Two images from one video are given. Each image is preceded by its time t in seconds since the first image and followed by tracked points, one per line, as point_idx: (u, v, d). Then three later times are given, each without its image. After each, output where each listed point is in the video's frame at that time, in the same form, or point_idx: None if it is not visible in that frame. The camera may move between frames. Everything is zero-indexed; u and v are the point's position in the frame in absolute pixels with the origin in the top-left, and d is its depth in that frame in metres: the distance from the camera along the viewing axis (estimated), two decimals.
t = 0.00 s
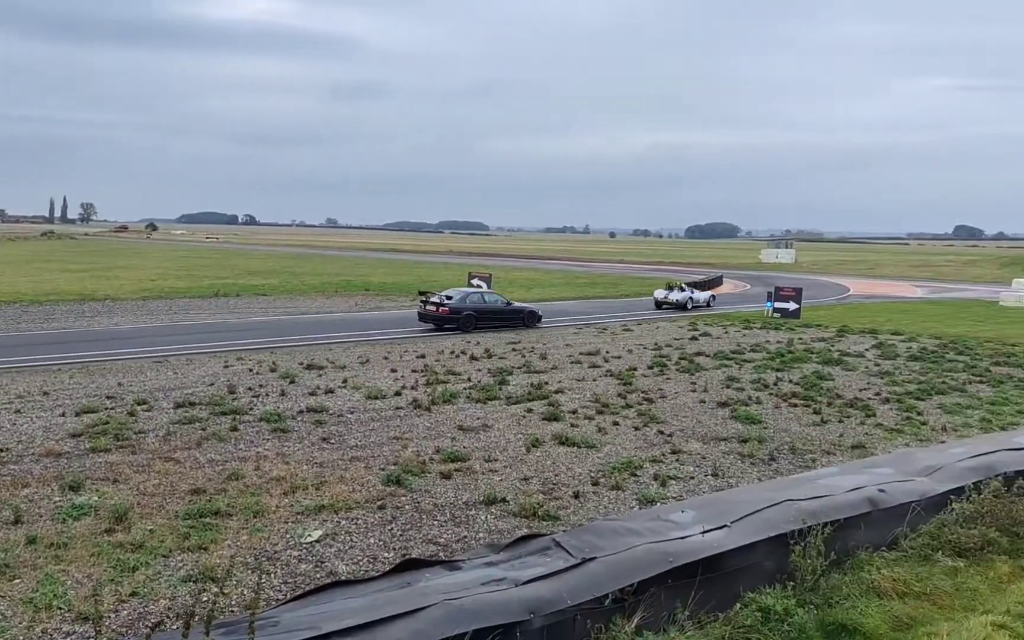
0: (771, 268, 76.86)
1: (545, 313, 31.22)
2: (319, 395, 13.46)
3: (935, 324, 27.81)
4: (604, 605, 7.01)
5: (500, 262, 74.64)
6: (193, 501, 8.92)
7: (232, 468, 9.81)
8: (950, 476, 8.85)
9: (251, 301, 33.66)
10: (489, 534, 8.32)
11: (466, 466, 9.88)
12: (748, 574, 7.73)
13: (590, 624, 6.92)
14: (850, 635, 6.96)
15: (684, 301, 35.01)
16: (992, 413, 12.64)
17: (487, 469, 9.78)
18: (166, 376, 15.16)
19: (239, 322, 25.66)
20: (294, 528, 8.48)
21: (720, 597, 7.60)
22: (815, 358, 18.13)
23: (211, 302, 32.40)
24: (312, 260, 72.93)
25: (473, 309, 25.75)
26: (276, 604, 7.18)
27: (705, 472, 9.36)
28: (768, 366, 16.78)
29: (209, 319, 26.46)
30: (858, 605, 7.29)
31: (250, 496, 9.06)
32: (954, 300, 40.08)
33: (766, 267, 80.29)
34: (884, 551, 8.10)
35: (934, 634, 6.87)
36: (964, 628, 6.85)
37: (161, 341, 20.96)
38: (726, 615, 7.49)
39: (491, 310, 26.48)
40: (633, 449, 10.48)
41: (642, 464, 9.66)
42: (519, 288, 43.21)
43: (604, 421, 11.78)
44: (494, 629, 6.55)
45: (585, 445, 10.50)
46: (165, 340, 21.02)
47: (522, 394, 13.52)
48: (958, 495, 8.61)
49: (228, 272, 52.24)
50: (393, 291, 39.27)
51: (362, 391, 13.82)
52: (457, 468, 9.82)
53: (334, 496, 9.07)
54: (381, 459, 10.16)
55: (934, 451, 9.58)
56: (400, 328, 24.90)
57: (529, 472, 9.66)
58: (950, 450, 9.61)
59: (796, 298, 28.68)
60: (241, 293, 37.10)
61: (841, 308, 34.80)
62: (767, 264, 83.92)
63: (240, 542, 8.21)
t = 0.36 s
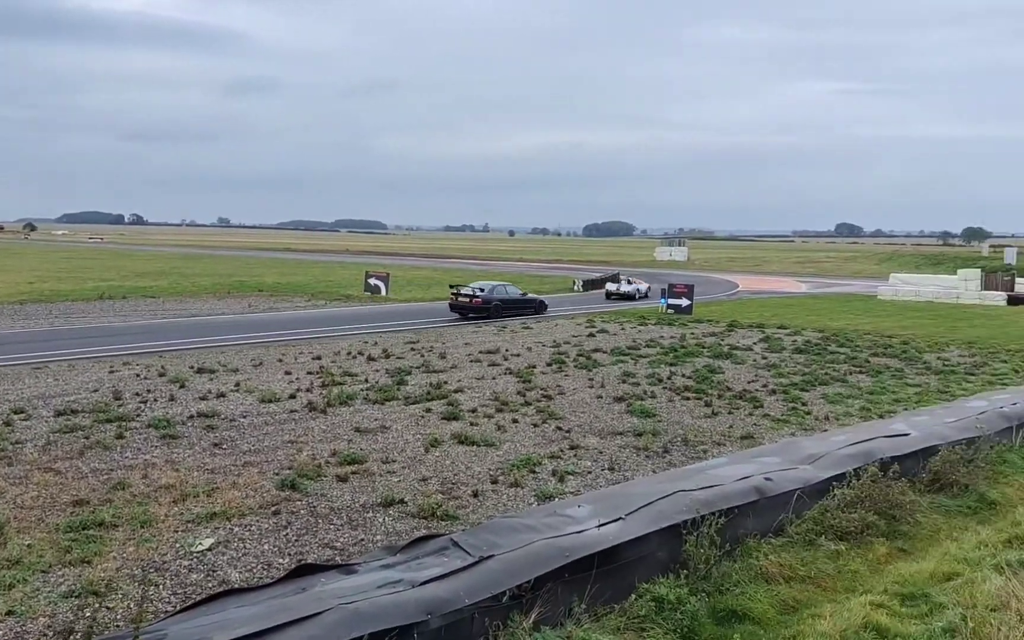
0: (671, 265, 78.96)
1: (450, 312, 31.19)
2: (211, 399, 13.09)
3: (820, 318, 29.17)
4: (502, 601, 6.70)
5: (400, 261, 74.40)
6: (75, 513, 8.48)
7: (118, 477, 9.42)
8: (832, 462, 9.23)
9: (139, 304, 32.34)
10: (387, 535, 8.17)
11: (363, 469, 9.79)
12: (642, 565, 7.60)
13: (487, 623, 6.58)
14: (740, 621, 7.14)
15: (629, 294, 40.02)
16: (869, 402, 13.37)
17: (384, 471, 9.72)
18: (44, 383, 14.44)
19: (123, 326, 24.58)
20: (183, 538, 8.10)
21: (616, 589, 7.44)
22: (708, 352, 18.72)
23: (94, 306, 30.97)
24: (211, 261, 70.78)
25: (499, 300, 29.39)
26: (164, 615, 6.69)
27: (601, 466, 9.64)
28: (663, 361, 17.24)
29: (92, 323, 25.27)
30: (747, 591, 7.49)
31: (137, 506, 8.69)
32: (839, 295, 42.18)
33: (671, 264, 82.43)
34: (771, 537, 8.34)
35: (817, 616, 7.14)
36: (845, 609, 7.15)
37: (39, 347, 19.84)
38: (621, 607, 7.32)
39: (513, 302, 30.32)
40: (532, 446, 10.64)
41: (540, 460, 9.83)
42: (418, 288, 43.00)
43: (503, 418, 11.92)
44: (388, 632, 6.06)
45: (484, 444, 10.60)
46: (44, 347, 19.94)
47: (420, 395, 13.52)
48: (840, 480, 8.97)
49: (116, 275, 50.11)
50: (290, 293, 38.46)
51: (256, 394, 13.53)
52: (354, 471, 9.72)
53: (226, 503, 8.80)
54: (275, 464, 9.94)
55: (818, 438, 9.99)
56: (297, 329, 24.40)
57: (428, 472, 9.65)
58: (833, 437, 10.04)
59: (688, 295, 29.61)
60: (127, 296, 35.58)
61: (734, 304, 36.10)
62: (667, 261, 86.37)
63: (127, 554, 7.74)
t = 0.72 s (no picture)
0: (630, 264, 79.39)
1: (410, 312, 31.04)
2: (165, 402, 12.93)
3: (774, 315, 29.53)
4: (460, 602, 6.53)
5: (353, 261, 74.09)
6: (24, 520, 8.28)
7: (69, 483, 9.26)
8: (787, 457, 9.35)
9: (90, 306, 31.69)
10: (344, 537, 8.09)
11: (320, 471, 9.74)
12: (600, 562, 7.51)
13: (445, 623, 6.42)
14: (696, 616, 7.21)
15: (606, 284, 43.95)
16: (823, 398, 13.58)
17: (342, 473, 9.67)
18: None
19: (71, 329, 24.03)
20: (136, 543, 7.92)
21: (574, 587, 7.33)
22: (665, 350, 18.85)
23: (42, 309, 30.26)
24: (168, 262, 69.65)
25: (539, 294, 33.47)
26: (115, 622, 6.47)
27: (560, 465, 9.73)
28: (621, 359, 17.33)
29: (39, 326, 24.70)
30: (704, 587, 7.55)
31: (89, 512, 8.53)
32: (794, 292, 42.78)
33: (632, 262, 82.89)
34: (728, 533, 8.41)
35: (772, 609, 7.23)
36: (799, 603, 7.25)
37: None
38: (580, 604, 7.23)
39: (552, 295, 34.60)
40: (490, 445, 10.68)
41: (499, 460, 9.87)
42: (374, 288, 42.72)
43: (462, 418, 11.93)
44: (343, 636, 5.84)
45: (442, 444, 10.61)
46: None
47: (379, 395, 13.49)
48: (794, 475, 9.09)
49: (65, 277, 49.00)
50: (245, 294, 37.89)
51: (211, 397, 13.39)
52: (311, 473, 9.66)
53: (181, 508, 8.68)
54: (230, 467, 9.84)
55: (774, 434, 10.12)
56: (254, 330, 24.09)
57: (386, 474, 9.63)
58: (787, 433, 10.18)
59: (646, 292, 29.92)
60: (78, 298, 34.84)
61: (692, 302, 36.44)
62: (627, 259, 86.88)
63: (78, 561, 7.52)
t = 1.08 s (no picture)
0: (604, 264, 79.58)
1: (384, 312, 30.91)
2: (134, 405, 12.79)
3: (746, 314, 29.70)
4: (433, 603, 6.51)
5: (325, 262, 73.81)
6: None
7: (35, 487, 9.12)
8: (759, 455, 9.42)
9: (58, 308, 31.21)
10: (316, 539, 8.03)
11: (293, 473, 9.68)
12: (573, 561, 7.51)
13: (419, 625, 6.39)
14: (670, 614, 7.23)
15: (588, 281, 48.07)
16: (794, 396, 13.69)
17: (315, 475, 9.62)
18: None
19: (37, 331, 23.66)
20: (105, 547, 7.82)
21: (547, 587, 7.32)
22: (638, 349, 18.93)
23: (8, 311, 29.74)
24: (140, 263, 68.80)
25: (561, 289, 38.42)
26: (83, 628, 6.38)
27: (534, 465, 9.76)
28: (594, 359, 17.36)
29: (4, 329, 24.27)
30: (677, 585, 7.58)
31: (56, 517, 8.41)
32: (767, 291, 43.11)
33: (607, 262, 83.09)
34: (700, 531, 8.44)
35: (744, 607, 7.27)
36: (771, 600, 7.30)
37: None
38: (553, 604, 7.22)
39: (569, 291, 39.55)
40: (464, 446, 10.68)
41: (472, 460, 9.87)
42: (347, 289, 42.42)
43: (435, 419, 11.91)
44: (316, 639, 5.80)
45: (416, 445, 10.60)
46: None
47: (351, 396, 13.43)
48: (765, 473, 9.15)
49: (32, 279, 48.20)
50: (216, 295, 37.47)
51: (182, 399, 13.25)
52: (283, 475, 9.60)
53: (151, 511, 8.59)
54: (202, 470, 9.76)
55: (746, 432, 10.19)
56: (225, 331, 23.85)
57: (359, 475, 9.59)
58: (758, 431, 10.25)
59: (619, 292, 29.99)
60: (46, 300, 34.30)
61: (666, 301, 36.58)
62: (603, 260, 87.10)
63: (44, 566, 7.40)
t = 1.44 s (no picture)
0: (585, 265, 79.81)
1: (368, 314, 30.83)
2: (115, 407, 12.69)
3: (730, 315, 29.85)
4: (417, 606, 6.48)
5: (310, 263, 73.71)
6: None
7: (15, 491, 9.02)
8: (743, 455, 9.45)
9: (37, 310, 30.90)
10: (299, 542, 7.98)
11: (276, 475, 9.63)
12: (558, 563, 7.50)
13: (403, 628, 6.36)
14: (654, 615, 7.24)
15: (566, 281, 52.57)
16: (777, 397, 13.76)
17: (298, 477, 9.57)
18: None
19: (16, 333, 23.41)
20: (86, 551, 7.74)
21: (532, 589, 7.31)
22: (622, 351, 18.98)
23: None
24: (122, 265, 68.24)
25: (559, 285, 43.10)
26: (63, 632, 6.31)
27: (518, 466, 9.74)
28: (578, 360, 17.39)
29: None
30: (661, 586, 7.59)
31: (36, 521, 8.31)
32: (750, 293, 43.33)
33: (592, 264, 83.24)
34: (684, 531, 8.46)
35: (728, 607, 7.30)
36: (754, 600, 7.32)
37: None
38: (538, 605, 7.21)
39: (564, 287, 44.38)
40: (448, 447, 10.66)
41: (457, 462, 9.85)
42: (330, 291, 42.24)
43: (419, 421, 11.88)
44: None
45: (400, 447, 10.57)
46: None
47: (334, 398, 13.37)
48: (749, 473, 9.19)
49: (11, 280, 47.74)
50: (198, 297, 37.20)
51: (163, 401, 13.15)
52: (266, 478, 9.55)
53: (133, 515, 8.51)
54: (184, 473, 9.68)
55: (729, 433, 10.23)
56: (208, 333, 23.70)
57: (343, 477, 9.55)
58: (742, 432, 10.29)
59: (603, 294, 30.07)
60: (26, 302, 33.95)
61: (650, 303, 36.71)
62: (587, 262, 87.33)
63: (24, 571, 7.31)
